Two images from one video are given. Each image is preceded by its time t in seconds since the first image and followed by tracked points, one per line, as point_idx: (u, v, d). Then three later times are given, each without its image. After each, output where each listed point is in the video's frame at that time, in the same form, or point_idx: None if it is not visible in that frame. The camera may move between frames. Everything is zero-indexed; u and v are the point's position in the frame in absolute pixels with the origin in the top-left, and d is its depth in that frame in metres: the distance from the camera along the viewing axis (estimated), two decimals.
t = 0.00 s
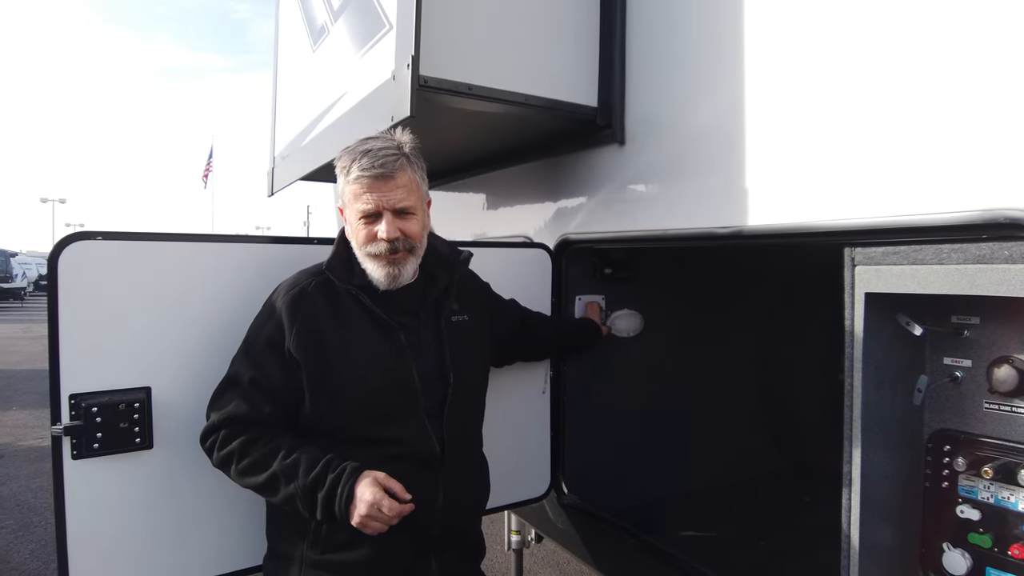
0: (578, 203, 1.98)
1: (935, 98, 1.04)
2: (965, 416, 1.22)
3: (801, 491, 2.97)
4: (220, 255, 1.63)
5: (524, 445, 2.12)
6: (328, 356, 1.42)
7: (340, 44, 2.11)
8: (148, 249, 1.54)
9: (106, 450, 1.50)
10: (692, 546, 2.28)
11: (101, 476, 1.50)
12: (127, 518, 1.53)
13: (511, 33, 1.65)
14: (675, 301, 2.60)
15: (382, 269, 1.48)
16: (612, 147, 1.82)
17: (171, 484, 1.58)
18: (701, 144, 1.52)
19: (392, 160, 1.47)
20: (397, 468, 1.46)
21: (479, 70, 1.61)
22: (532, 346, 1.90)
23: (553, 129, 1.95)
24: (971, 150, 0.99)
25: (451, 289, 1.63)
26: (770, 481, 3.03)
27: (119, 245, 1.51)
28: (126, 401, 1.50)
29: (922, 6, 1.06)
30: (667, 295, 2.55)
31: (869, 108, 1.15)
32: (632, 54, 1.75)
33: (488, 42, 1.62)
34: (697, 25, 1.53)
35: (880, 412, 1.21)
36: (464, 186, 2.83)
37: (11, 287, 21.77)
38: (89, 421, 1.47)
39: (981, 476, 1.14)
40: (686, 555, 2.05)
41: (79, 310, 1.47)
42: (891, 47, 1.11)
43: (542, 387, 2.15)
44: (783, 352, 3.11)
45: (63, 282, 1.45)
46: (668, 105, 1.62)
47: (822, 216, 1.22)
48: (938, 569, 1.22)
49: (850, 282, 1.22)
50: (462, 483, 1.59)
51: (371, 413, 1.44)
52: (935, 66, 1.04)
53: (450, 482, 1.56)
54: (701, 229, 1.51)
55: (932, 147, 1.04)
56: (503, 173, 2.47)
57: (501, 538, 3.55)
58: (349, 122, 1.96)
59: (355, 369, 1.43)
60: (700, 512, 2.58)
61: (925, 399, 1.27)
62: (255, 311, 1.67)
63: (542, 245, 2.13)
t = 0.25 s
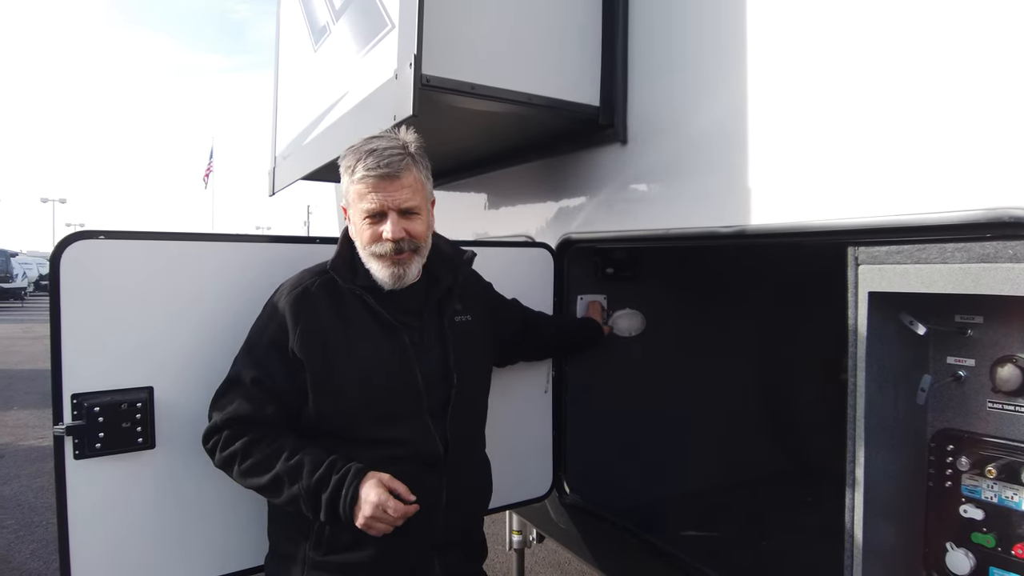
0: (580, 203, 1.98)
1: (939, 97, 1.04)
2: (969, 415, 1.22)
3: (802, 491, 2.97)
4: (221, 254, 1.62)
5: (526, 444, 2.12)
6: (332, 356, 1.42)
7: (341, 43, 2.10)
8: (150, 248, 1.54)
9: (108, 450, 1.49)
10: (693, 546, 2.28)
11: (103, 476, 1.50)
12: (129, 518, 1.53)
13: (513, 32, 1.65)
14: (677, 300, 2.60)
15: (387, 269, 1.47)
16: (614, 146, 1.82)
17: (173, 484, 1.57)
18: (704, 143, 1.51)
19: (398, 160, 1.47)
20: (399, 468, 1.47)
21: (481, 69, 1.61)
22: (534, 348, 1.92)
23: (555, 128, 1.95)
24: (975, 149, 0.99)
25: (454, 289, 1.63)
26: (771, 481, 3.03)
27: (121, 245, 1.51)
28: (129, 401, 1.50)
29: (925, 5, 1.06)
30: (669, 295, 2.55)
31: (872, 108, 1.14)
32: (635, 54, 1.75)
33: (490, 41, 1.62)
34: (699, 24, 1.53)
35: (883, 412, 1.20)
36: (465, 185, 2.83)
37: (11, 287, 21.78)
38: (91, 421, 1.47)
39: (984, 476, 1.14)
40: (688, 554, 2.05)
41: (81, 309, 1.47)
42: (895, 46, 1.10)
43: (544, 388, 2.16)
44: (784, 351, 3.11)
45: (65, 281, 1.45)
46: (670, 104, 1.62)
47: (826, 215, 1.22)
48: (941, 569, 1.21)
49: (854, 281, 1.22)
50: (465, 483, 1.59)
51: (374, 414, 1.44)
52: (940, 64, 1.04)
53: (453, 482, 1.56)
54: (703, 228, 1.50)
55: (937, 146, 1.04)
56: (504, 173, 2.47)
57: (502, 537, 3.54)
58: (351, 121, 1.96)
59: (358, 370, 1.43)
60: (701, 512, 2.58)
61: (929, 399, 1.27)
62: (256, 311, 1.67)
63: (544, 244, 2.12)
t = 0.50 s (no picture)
0: (580, 203, 1.97)
1: (939, 97, 1.04)
2: (969, 414, 1.22)
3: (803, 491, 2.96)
4: (222, 255, 1.62)
5: (526, 444, 2.12)
6: (331, 357, 1.42)
7: (341, 43, 2.10)
8: (150, 248, 1.54)
9: (108, 451, 1.49)
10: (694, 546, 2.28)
11: (104, 476, 1.50)
12: (130, 518, 1.53)
13: (513, 32, 1.65)
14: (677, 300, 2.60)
15: (393, 267, 1.47)
16: (615, 146, 1.82)
17: (173, 484, 1.57)
18: (704, 143, 1.51)
19: (398, 157, 1.47)
20: (399, 467, 1.47)
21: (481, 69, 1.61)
22: (533, 348, 1.92)
23: (555, 128, 1.95)
24: (976, 149, 0.99)
25: (454, 289, 1.63)
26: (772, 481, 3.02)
27: (121, 245, 1.51)
28: (129, 402, 1.50)
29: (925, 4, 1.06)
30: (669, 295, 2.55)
31: (874, 108, 1.14)
32: (635, 53, 1.75)
33: (490, 40, 1.62)
34: (699, 24, 1.53)
35: (884, 412, 1.20)
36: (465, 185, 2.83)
37: (12, 287, 21.79)
38: (91, 421, 1.47)
39: (985, 476, 1.14)
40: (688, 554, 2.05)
41: (82, 309, 1.47)
42: (895, 46, 1.10)
43: (544, 388, 2.15)
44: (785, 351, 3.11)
45: (65, 281, 1.45)
46: (670, 103, 1.62)
47: (826, 215, 1.21)
48: (942, 568, 1.21)
49: (854, 281, 1.22)
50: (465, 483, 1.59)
51: (374, 414, 1.44)
52: (940, 63, 1.04)
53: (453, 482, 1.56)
54: (703, 228, 1.50)
55: (937, 146, 1.04)
56: (504, 173, 2.47)
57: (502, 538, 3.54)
58: (351, 121, 1.96)
59: (358, 370, 1.43)
60: (702, 512, 2.57)
61: (930, 398, 1.27)
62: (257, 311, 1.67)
63: (544, 244, 2.12)
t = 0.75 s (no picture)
0: (580, 203, 1.98)
1: (938, 98, 1.04)
2: (969, 416, 1.22)
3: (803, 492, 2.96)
4: (221, 257, 1.63)
5: (525, 445, 2.12)
6: (328, 356, 1.42)
7: (341, 44, 2.11)
8: (150, 249, 1.54)
9: (108, 451, 1.49)
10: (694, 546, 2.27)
11: (104, 476, 1.50)
12: (130, 518, 1.53)
13: (512, 32, 1.65)
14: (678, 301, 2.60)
15: (400, 265, 1.48)
16: (614, 147, 1.82)
17: (174, 484, 1.58)
18: (703, 143, 1.52)
19: (398, 157, 1.47)
20: (398, 467, 1.47)
21: (480, 70, 1.61)
22: (535, 348, 1.89)
23: (554, 129, 1.95)
24: (975, 150, 0.99)
25: (451, 288, 1.63)
26: (772, 481, 3.02)
27: (122, 246, 1.51)
28: (129, 402, 1.50)
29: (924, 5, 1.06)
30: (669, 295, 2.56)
31: (872, 109, 1.14)
32: (634, 54, 1.75)
33: (490, 41, 1.62)
34: (698, 25, 1.53)
35: (883, 412, 1.20)
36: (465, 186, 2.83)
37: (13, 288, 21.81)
38: (92, 422, 1.47)
39: (985, 477, 1.14)
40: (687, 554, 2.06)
41: (82, 310, 1.47)
42: (894, 46, 1.11)
43: (544, 389, 2.15)
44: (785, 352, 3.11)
45: (65, 282, 1.45)
46: (670, 104, 1.62)
47: (826, 216, 1.22)
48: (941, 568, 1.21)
49: (853, 283, 1.23)
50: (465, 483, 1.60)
51: (371, 414, 1.44)
52: (939, 65, 1.04)
53: (451, 482, 1.56)
54: (703, 229, 1.50)
55: (936, 147, 1.04)
56: (504, 173, 2.47)
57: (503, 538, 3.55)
58: (351, 122, 1.96)
59: (354, 369, 1.43)
60: (702, 512, 2.57)
61: (929, 399, 1.28)
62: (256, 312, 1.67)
63: (544, 245, 2.13)
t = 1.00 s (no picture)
0: (580, 203, 1.98)
1: (938, 97, 1.04)
2: (969, 416, 1.22)
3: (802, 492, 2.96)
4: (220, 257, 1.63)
5: (524, 445, 2.12)
6: (324, 354, 1.43)
7: (341, 44, 2.11)
8: (150, 249, 1.54)
9: (108, 450, 1.49)
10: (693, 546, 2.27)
11: (103, 476, 1.50)
12: (129, 518, 1.53)
13: (512, 32, 1.65)
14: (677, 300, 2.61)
15: (402, 264, 1.49)
16: (614, 146, 1.82)
17: (173, 484, 1.58)
18: (702, 143, 1.52)
19: (397, 156, 1.48)
20: (394, 467, 1.47)
21: (480, 70, 1.61)
22: (532, 347, 1.90)
23: (553, 129, 1.96)
24: (975, 149, 0.99)
25: (449, 289, 1.64)
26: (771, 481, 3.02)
27: (121, 246, 1.52)
28: (129, 402, 1.50)
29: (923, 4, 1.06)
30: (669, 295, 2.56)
31: (871, 108, 1.15)
32: (634, 54, 1.75)
33: (489, 41, 1.62)
34: (698, 24, 1.53)
35: (882, 412, 1.20)
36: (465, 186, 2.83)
37: (14, 288, 21.83)
38: (91, 421, 1.46)
39: (984, 476, 1.13)
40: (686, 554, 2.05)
41: (82, 310, 1.47)
42: (893, 45, 1.11)
43: (544, 389, 2.15)
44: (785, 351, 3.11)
45: (65, 282, 1.45)
46: (669, 104, 1.62)
47: (825, 216, 1.22)
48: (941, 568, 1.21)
49: (852, 283, 1.23)
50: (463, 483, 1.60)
51: (366, 412, 1.44)
52: (938, 64, 1.04)
53: (449, 482, 1.57)
54: (702, 229, 1.50)
55: (936, 147, 1.04)
56: (504, 173, 2.47)
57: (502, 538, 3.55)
58: (351, 123, 1.96)
59: (350, 367, 1.43)
60: (701, 512, 2.57)
61: (928, 399, 1.27)
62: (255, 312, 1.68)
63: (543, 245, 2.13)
